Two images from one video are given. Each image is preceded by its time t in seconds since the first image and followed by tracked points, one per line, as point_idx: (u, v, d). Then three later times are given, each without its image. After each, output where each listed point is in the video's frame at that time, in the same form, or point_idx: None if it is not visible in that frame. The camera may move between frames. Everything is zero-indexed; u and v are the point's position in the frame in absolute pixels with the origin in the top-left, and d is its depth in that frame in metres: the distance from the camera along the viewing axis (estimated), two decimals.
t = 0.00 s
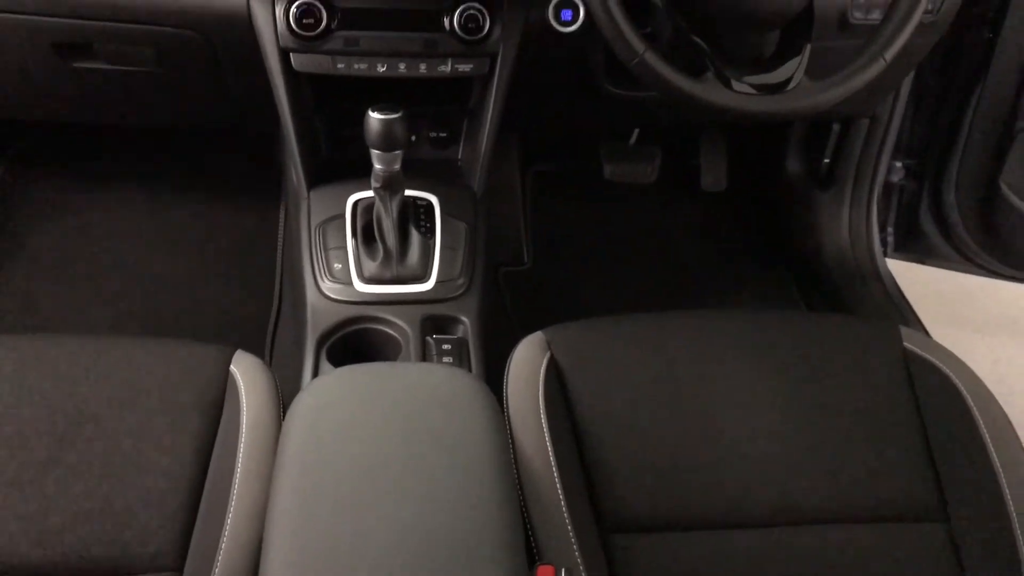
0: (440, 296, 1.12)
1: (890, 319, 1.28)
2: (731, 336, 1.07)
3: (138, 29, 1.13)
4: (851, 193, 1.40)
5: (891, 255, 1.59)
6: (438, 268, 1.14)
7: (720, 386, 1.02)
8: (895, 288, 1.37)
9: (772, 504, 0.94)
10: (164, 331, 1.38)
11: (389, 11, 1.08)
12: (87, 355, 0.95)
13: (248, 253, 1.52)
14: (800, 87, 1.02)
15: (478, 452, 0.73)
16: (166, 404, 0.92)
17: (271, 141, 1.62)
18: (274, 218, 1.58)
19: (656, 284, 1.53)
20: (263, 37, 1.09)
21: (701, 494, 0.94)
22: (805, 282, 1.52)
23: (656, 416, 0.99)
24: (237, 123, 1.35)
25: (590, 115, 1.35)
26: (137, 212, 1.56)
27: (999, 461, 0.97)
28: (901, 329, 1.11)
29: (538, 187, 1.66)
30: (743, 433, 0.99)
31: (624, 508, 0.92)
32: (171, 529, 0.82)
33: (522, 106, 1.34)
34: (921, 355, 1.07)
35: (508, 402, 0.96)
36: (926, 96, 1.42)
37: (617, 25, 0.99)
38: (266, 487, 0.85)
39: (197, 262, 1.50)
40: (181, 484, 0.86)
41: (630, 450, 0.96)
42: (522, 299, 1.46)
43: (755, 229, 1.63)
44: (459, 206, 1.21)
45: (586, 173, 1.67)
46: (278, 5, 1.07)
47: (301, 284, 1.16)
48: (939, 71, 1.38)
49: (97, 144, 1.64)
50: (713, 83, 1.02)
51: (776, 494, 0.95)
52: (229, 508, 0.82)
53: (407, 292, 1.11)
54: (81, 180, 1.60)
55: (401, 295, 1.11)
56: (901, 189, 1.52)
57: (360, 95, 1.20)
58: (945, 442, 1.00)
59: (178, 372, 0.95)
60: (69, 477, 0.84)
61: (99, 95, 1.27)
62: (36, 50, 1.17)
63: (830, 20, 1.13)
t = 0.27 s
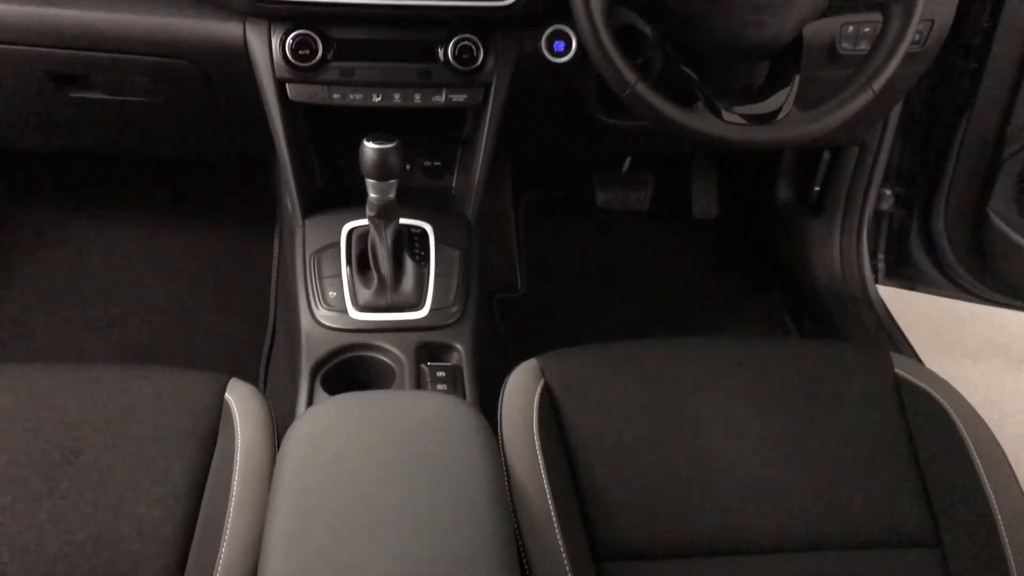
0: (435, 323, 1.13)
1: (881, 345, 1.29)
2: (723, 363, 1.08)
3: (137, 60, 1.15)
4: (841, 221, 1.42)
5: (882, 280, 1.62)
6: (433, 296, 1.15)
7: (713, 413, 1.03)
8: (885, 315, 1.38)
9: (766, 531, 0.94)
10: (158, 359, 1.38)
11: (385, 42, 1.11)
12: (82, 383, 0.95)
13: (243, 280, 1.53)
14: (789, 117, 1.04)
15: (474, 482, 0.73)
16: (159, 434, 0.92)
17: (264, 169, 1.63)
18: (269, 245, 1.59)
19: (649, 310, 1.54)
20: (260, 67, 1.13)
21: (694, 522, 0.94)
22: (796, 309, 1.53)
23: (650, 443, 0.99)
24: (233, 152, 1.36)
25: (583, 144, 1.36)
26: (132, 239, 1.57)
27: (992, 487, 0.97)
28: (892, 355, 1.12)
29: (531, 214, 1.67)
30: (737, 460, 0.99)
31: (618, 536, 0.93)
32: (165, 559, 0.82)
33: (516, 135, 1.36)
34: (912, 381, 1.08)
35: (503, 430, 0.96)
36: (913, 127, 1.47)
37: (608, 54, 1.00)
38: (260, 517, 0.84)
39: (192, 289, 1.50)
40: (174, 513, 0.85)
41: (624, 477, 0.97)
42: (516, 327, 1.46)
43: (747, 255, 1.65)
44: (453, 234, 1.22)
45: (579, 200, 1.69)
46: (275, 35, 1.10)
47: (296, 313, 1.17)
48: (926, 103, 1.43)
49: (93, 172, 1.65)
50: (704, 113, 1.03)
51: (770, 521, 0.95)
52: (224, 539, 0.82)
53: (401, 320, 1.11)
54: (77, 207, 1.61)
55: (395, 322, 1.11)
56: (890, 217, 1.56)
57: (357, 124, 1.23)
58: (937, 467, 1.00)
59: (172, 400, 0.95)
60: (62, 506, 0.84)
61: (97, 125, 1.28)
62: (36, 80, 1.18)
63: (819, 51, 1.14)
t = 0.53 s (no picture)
0: (432, 354, 1.13)
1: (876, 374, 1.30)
2: (719, 393, 1.09)
3: (138, 95, 1.16)
4: (835, 250, 1.43)
5: (877, 309, 1.65)
6: (430, 327, 1.15)
7: (710, 444, 1.03)
8: (880, 343, 1.39)
9: (764, 563, 0.94)
10: (156, 391, 1.39)
11: (383, 76, 1.13)
12: (80, 417, 0.96)
13: (242, 310, 1.54)
14: (782, 149, 1.05)
15: (471, 511, 0.73)
16: (157, 467, 0.92)
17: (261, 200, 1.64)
18: (267, 276, 1.60)
19: (645, 339, 1.55)
20: (258, 101, 1.14)
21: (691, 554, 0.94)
22: (791, 338, 1.54)
23: (647, 474, 1.00)
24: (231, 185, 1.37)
25: (578, 175, 1.38)
26: (132, 270, 1.58)
27: (986, 516, 0.97)
28: (887, 384, 1.12)
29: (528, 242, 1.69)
30: (733, 491, 0.99)
31: (616, 569, 0.93)
32: None
33: (512, 167, 1.37)
34: (907, 411, 1.08)
35: (501, 460, 0.96)
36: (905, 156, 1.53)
37: (602, 87, 1.00)
38: (259, 551, 0.84)
39: (190, 320, 1.51)
40: (172, 547, 0.85)
41: (621, 509, 0.97)
42: (512, 357, 1.47)
43: (743, 283, 1.66)
44: (450, 265, 1.23)
45: (575, 229, 1.70)
46: (274, 70, 1.12)
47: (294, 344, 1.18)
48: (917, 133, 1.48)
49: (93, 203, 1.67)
50: (697, 145, 1.04)
51: (767, 553, 0.95)
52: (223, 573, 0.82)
53: (399, 351, 1.12)
54: (77, 238, 1.62)
55: (393, 353, 1.12)
56: (884, 246, 1.60)
57: (356, 156, 1.26)
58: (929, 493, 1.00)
59: (170, 432, 0.95)
60: (60, 540, 0.84)
61: (97, 158, 1.30)
62: (38, 113, 1.20)
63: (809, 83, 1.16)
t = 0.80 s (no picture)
0: (433, 382, 1.14)
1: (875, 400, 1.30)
2: (720, 420, 1.09)
3: (140, 126, 1.18)
4: (833, 275, 1.44)
5: (875, 333, 1.66)
6: (430, 355, 1.16)
7: (711, 471, 1.03)
8: (879, 368, 1.39)
9: None
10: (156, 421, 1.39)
11: (383, 107, 1.14)
12: (80, 448, 0.96)
13: (242, 339, 1.54)
14: (777, 177, 1.06)
15: (472, 539, 0.73)
16: (157, 497, 0.92)
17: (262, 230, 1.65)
18: (268, 305, 1.60)
19: (644, 365, 1.56)
20: (260, 132, 1.16)
21: None
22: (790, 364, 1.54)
23: (648, 502, 1.00)
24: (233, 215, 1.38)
25: (577, 204, 1.39)
26: (133, 300, 1.59)
27: (989, 542, 0.97)
28: (886, 410, 1.12)
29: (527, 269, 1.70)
30: (735, 519, 0.99)
31: None
32: None
33: (512, 196, 1.38)
34: (907, 437, 1.08)
35: (502, 487, 0.96)
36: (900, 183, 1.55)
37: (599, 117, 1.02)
38: None
39: (191, 349, 1.51)
40: None
41: (622, 537, 0.96)
42: (512, 384, 1.48)
43: (742, 310, 1.67)
44: (449, 293, 1.23)
45: (574, 256, 1.71)
46: (275, 101, 1.14)
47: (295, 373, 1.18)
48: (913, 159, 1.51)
49: (95, 233, 1.68)
50: (694, 173, 1.05)
51: None
52: None
53: (399, 379, 1.12)
54: (78, 268, 1.63)
55: (393, 381, 1.12)
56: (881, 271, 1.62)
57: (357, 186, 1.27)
58: (931, 520, 1.00)
59: (171, 463, 0.95)
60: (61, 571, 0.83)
61: (100, 190, 1.31)
62: (42, 145, 1.22)
63: (805, 113, 1.18)
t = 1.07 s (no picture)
0: (432, 408, 1.14)
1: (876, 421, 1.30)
2: (720, 443, 1.09)
3: (140, 155, 1.19)
4: (832, 297, 1.45)
5: (875, 355, 1.66)
6: (430, 381, 1.16)
7: (711, 495, 1.03)
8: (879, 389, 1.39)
9: None
10: (156, 449, 1.39)
11: (382, 134, 1.15)
12: (80, 476, 0.96)
13: (243, 366, 1.54)
14: (773, 201, 1.06)
15: (471, 564, 0.72)
16: (157, 525, 0.92)
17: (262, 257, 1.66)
18: (268, 331, 1.61)
19: (645, 388, 1.56)
20: (260, 160, 1.17)
21: None
22: (791, 386, 1.54)
23: (649, 527, 0.99)
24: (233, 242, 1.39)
25: (576, 228, 1.40)
26: (134, 327, 1.59)
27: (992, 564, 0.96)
28: (886, 431, 1.12)
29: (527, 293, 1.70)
30: (736, 544, 0.99)
31: None
32: None
33: (511, 221, 1.39)
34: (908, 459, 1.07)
35: (502, 513, 0.96)
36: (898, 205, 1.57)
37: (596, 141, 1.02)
38: None
39: (192, 376, 1.52)
40: None
41: (623, 563, 0.96)
42: (512, 408, 1.48)
43: (742, 332, 1.67)
44: (449, 318, 1.24)
45: (574, 279, 1.72)
46: (275, 130, 1.15)
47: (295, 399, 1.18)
48: (910, 180, 1.52)
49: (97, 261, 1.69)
50: (690, 198, 1.05)
51: None
52: None
53: (399, 405, 1.13)
54: (80, 296, 1.64)
55: (393, 407, 1.12)
56: (880, 292, 1.63)
57: (356, 212, 1.28)
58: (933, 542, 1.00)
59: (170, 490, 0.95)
60: None
61: (101, 218, 1.32)
62: (44, 175, 1.23)
63: (802, 137, 1.20)
